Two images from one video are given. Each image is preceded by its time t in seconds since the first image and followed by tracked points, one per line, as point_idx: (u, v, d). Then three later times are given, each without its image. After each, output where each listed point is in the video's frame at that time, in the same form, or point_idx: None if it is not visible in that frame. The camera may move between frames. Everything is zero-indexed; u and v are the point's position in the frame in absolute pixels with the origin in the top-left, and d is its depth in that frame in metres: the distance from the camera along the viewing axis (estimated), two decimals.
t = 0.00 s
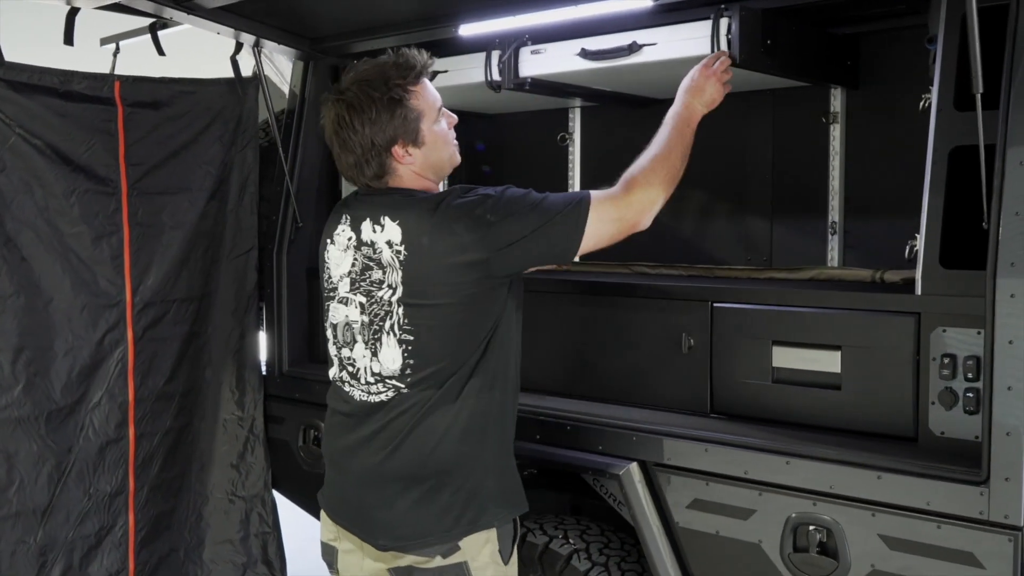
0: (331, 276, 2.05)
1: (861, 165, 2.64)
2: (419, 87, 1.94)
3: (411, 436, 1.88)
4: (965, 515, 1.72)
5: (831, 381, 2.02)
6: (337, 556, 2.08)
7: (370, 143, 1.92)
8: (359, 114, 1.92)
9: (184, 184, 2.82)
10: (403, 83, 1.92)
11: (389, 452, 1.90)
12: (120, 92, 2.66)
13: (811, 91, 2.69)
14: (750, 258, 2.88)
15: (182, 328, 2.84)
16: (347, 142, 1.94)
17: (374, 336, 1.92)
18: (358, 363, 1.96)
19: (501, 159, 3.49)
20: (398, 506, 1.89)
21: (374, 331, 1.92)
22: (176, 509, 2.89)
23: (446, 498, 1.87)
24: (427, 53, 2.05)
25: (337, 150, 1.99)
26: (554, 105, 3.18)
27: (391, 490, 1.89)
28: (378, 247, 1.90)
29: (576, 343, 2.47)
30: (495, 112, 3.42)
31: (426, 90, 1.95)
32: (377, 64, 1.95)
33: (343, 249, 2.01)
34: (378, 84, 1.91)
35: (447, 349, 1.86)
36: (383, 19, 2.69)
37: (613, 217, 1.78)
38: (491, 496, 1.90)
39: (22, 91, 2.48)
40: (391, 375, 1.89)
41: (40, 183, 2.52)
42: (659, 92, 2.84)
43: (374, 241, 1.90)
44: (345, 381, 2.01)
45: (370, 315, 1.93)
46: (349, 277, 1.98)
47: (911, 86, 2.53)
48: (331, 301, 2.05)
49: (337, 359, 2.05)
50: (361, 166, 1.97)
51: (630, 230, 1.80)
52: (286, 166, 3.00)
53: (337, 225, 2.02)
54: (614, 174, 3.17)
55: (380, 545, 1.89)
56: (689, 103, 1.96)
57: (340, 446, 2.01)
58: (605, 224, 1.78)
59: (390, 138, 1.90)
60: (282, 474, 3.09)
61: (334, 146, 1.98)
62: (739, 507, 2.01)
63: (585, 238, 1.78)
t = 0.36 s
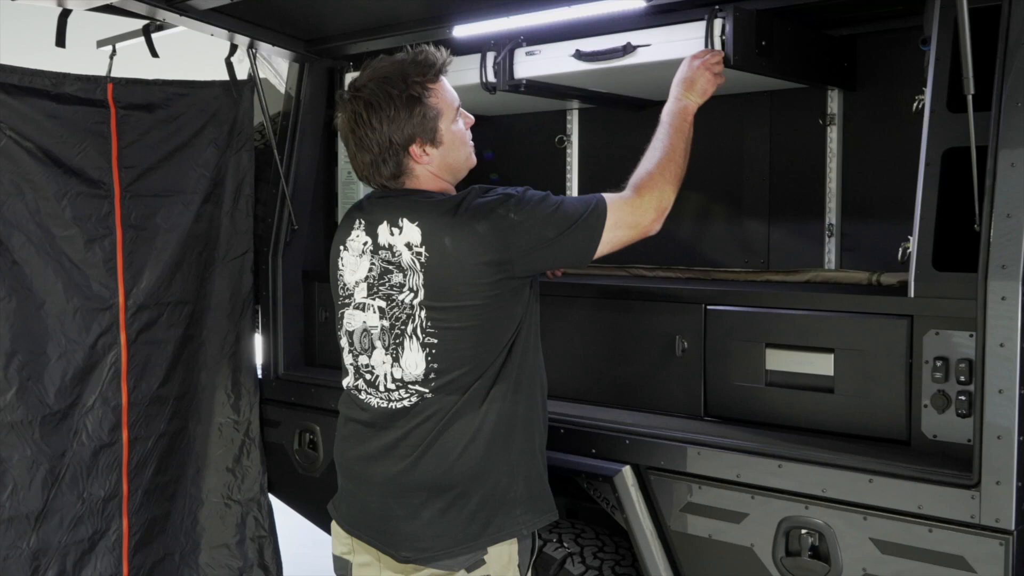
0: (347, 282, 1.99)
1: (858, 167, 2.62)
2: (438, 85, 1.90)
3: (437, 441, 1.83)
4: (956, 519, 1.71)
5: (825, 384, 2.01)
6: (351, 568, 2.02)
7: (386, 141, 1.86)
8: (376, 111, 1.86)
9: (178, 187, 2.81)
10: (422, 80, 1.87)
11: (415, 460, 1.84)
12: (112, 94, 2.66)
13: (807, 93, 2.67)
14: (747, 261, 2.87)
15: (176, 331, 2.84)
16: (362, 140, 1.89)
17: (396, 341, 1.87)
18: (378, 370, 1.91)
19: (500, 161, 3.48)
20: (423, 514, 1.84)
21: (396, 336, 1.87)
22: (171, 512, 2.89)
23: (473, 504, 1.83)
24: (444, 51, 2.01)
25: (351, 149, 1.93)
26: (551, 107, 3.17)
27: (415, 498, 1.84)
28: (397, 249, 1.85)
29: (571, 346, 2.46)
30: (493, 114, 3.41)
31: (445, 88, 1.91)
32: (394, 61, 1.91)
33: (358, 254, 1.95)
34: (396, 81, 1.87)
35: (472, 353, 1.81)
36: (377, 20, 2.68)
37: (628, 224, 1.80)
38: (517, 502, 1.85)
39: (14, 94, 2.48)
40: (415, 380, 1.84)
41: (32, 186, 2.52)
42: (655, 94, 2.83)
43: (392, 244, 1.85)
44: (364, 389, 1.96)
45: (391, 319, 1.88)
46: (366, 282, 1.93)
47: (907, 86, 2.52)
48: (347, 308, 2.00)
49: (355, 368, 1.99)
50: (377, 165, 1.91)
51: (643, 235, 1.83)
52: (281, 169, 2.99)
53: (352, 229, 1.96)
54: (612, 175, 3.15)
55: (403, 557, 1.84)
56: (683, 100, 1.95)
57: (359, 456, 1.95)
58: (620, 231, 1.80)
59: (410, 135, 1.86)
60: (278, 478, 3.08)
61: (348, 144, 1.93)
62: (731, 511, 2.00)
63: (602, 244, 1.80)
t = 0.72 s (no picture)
0: (346, 289, 1.95)
1: (853, 170, 2.61)
2: (442, 91, 1.86)
3: (446, 449, 1.80)
4: (948, 525, 1.69)
5: (819, 389, 1.99)
6: None
7: (386, 148, 1.84)
8: (377, 117, 1.84)
9: (172, 191, 2.81)
10: (424, 86, 1.83)
11: (424, 468, 1.81)
12: (105, 99, 2.66)
13: (803, 96, 2.66)
14: (743, 265, 2.85)
15: (169, 335, 2.83)
16: (362, 145, 1.87)
17: (403, 349, 1.85)
18: (382, 377, 1.88)
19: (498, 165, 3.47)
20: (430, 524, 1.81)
21: (403, 344, 1.84)
22: (164, 517, 2.88)
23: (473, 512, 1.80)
24: (450, 52, 1.96)
25: (350, 151, 1.91)
26: (547, 111, 3.16)
27: (421, 507, 1.81)
28: (404, 256, 1.82)
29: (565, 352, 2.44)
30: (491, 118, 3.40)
31: (448, 93, 1.87)
32: (398, 64, 1.87)
33: (360, 260, 1.92)
34: (398, 87, 1.83)
35: (481, 360, 1.79)
36: (371, 23, 2.68)
37: (635, 240, 1.77)
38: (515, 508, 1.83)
39: (5, 98, 2.50)
40: (422, 388, 1.82)
41: (23, 191, 2.53)
42: (650, 97, 2.82)
43: (399, 250, 1.83)
44: (366, 398, 1.92)
45: (397, 327, 1.85)
46: (370, 288, 1.90)
47: (903, 89, 2.50)
48: (348, 315, 1.96)
49: (356, 376, 1.95)
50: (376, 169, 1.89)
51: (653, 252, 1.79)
52: (276, 174, 2.98)
53: (354, 233, 1.93)
54: (608, 179, 3.14)
55: (407, 567, 1.81)
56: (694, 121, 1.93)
57: (361, 466, 1.91)
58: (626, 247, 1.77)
59: (411, 142, 1.83)
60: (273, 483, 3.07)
61: (349, 147, 1.91)
62: (723, 517, 1.99)
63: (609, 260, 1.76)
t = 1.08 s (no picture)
0: (356, 292, 1.92)
1: (845, 174, 2.61)
2: (450, 94, 1.86)
3: (467, 447, 1.78)
4: (942, 530, 1.69)
5: (810, 394, 1.99)
6: None
7: (400, 152, 1.84)
8: (389, 122, 1.84)
9: (164, 199, 2.80)
10: (433, 90, 1.84)
11: (444, 467, 1.78)
12: (98, 106, 2.65)
13: (795, 101, 2.66)
14: (736, 269, 2.85)
15: (162, 343, 2.82)
16: (375, 152, 1.86)
17: (422, 349, 1.82)
18: (397, 379, 1.85)
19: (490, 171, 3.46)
20: (447, 523, 1.78)
21: (422, 344, 1.82)
22: (156, 524, 2.86)
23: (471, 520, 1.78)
24: (456, 58, 1.97)
25: (363, 159, 1.90)
26: (539, 116, 3.16)
27: (438, 506, 1.78)
28: (423, 256, 1.82)
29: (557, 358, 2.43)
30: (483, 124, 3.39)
31: (457, 96, 1.87)
32: (405, 70, 1.88)
33: (371, 262, 1.89)
34: (409, 92, 1.84)
35: (501, 361, 1.80)
36: (362, 30, 2.68)
37: (639, 250, 1.82)
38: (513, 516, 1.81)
39: None
40: (443, 388, 1.80)
41: (15, 199, 2.54)
42: (642, 102, 2.82)
43: (416, 250, 1.83)
44: (379, 400, 1.88)
45: (415, 327, 1.83)
46: (382, 290, 1.87)
47: (893, 93, 2.50)
48: (358, 318, 1.92)
49: (366, 379, 1.91)
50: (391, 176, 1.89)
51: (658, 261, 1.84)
52: (268, 180, 2.97)
53: (366, 235, 1.91)
54: (601, 184, 3.14)
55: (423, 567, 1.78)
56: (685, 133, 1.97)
57: (373, 468, 1.86)
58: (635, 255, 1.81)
59: (423, 145, 1.82)
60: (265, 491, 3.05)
61: (361, 155, 1.90)
62: (717, 523, 1.98)
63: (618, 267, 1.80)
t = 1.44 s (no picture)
0: (334, 301, 1.93)
1: (839, 179, 2.61)
2: (417, 97, 1.85)
3: (440, 461, 1.78)
4: (934, 535, 1.68)
5: (803, 399, 1.99)
6: None
7: (378, 159, 1.80)
8: (363, 129, 1.80)
9: (157, 206, 2.79)
10: (402, 92, 1.83)
11: (417, 481, 1.79)
12: (91, 114, 2.65)
13: (788, 106, 2.66)
14: (730, 273, 2.85)
15: (155, 350, 2.81)
16: (352, 161, 1.82)
17: (395, 362, 1.82)
18: (373, 391, 1.85)
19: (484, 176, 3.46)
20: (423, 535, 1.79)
21: (395, 357, 1.82)
22: (151, 532, 2.86)
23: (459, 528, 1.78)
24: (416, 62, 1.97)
25: (338, 171, 1.85)
26: (533, 122, 3.16)
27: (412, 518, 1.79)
28: (394, 269, 1.80)
29: (551, 364, 2.43)
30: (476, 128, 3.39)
31: (424, 98, 1.86)
32: (368, 77, 1.86)
33: (347, 273, 1.90)
34: (379, 96, 1.81)
35: (472, 374, 1.78)
36: (356, 37, 2.68)
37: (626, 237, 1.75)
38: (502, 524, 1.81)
39: None
40: (415, 402, 1.79)
41: (9, 207, 2.54)
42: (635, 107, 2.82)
43: (387, 263, 1.81)
44: (356, 410, 1.89)
45: (388, 339, 1.83)
46: (358, 301, 1.88)
47: (886, 98, 2.51)
48: (336, 327, 1.93)
49: (346, 388, 1.92)
50: (368, 185, 1.84)
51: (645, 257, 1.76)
52: (262, 188, 2.96)
53: (340, 246, 1.90)
54: (595, 189, 3.14)
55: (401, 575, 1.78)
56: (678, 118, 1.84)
57: (352, 477, 1.88)
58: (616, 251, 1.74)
59: (402, 149, 1.80)
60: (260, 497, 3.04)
61: (335, 167, 1.85)
62: (709, 528, 1.98)
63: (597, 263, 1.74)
